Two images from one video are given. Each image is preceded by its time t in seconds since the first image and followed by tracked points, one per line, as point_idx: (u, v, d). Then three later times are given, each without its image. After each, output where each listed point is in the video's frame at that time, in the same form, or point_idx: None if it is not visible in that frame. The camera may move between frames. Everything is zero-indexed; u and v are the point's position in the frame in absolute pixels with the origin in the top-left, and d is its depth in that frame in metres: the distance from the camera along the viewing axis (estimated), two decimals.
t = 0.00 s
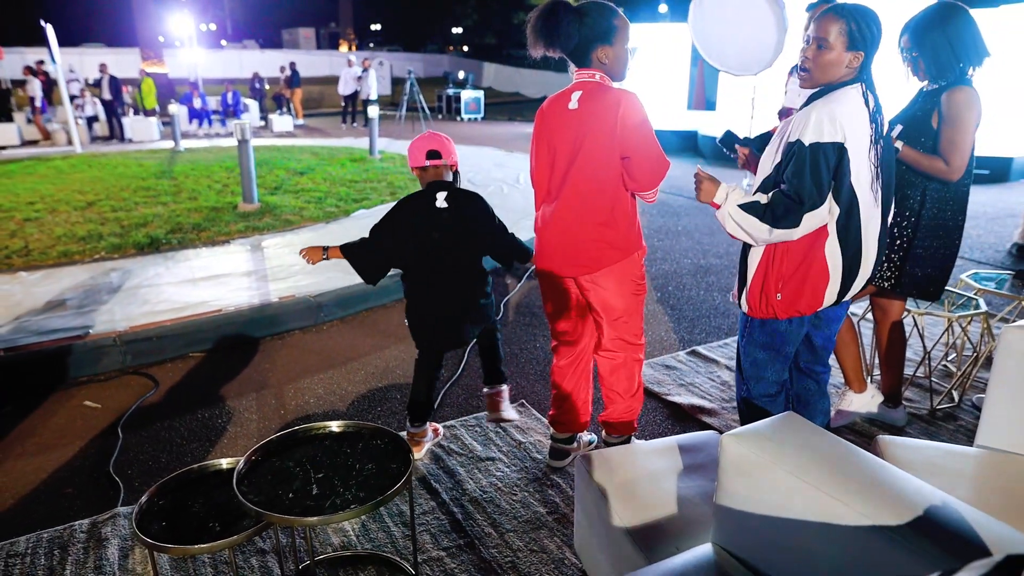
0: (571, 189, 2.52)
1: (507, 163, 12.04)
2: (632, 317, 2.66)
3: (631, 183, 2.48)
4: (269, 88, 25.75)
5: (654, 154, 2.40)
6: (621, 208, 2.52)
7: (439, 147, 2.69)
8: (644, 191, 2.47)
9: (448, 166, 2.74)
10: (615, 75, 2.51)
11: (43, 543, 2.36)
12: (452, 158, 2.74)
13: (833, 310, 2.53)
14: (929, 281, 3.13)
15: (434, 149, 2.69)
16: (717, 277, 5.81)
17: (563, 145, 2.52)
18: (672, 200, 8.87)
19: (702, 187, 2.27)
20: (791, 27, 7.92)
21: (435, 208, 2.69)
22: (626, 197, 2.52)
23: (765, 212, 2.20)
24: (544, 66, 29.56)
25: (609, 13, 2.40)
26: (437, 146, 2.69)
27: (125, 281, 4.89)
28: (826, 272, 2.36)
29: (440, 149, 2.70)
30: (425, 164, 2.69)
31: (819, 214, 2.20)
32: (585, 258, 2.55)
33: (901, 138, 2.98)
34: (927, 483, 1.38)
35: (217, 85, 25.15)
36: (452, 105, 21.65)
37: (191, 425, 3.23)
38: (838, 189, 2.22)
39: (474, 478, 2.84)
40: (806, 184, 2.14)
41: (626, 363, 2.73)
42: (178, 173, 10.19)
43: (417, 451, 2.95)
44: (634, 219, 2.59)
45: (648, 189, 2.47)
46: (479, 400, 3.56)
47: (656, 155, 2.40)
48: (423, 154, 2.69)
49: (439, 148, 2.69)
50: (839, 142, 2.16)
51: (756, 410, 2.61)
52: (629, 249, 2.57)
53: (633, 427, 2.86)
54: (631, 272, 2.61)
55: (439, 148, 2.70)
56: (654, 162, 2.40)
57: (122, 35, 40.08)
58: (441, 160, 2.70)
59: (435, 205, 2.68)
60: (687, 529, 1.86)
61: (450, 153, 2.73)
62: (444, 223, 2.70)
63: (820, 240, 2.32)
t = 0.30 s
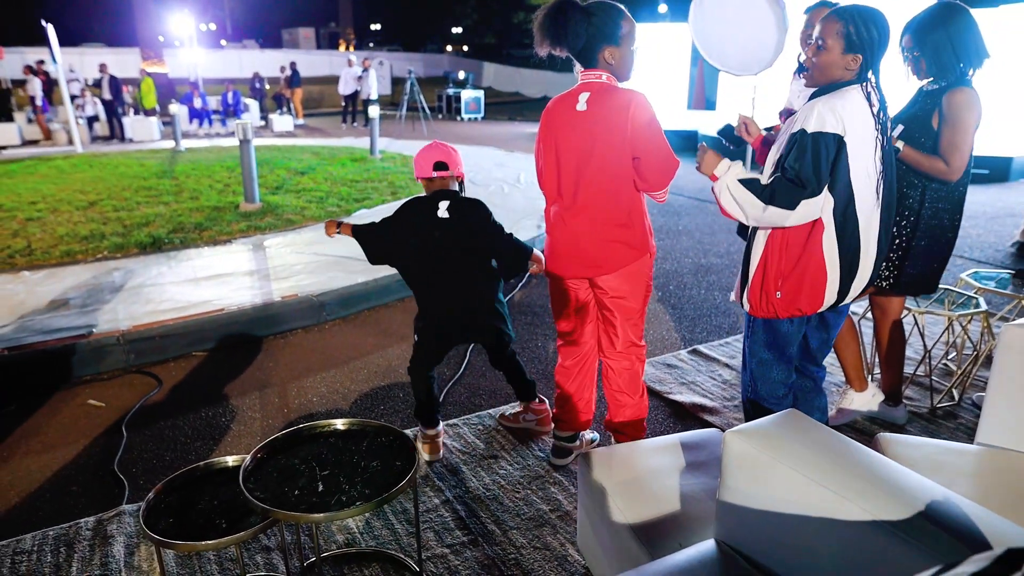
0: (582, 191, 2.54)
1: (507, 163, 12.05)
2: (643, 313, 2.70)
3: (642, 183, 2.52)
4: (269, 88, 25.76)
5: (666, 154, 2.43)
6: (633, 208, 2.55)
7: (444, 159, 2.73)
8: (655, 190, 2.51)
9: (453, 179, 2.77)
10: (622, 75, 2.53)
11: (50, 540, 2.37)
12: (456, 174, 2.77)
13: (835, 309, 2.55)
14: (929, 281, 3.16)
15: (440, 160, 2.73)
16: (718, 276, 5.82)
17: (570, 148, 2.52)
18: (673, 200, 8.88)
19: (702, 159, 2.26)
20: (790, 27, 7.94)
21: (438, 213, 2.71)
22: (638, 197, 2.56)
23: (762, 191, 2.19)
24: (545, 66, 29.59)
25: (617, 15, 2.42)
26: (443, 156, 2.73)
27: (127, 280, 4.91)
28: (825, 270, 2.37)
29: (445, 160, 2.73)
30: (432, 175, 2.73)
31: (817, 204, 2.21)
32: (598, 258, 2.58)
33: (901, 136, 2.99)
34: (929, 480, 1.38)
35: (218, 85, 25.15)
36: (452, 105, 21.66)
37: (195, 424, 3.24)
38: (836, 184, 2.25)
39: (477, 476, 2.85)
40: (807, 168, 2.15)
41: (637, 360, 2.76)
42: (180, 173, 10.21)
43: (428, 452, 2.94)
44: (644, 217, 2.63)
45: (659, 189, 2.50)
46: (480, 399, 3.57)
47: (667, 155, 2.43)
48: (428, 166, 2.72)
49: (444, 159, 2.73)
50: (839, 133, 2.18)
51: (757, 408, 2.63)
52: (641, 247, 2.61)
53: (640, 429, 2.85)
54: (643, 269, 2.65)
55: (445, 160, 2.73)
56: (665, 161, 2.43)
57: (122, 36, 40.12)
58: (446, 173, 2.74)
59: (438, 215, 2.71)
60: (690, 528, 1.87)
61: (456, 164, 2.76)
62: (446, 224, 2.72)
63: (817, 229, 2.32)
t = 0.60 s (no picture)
0: (603, 191, 2.54)
1: (507, 163, 12.06)
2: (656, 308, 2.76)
3: (659, 180, 2.58)
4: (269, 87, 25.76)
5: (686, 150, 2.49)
6: (655, 206, 2.59)
7: (447, 160, 2.75)
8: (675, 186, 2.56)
9: (455, 178, 2.78)
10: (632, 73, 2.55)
11: (53, 538, 2.38)
12: (456, 174, 2.77)
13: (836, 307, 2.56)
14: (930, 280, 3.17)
15: (442, 161, 2.74)
16: (718, 275, 5.84)
17: (589, 147, 2.52)
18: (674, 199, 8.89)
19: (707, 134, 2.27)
20: (791, 27, 7.96)
21: (445, 212, 2.72)
22: (656, 196, 2.61)
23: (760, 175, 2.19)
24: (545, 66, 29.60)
25: (632, 13, 2.44)
26: (445, 157, 2.74)
27: (129, 279, 4.92)
28: (827, 267, 2.38)
29: (448, 162, 2.75)
30: (433, 176, 2.74)
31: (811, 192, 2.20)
32: (618, 258, 2.60)
33: (902, 137, 2.99)
34: (930, 476, 1.39)
35: (218, 84, 25.16)
36: (452, 105, 21.67)
37: (198, 423, 3.25)
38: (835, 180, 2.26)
39: (479, 475, 2.86)
40: (799, 157, 2.17)
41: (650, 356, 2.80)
42: (181, 172, 10.23)
43: (429, 450, 2.95)
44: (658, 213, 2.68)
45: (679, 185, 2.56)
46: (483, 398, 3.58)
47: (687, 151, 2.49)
48: (430, 168, 2.74)
49: (444, 159, 2.74)
50: (834, 129, 2.18)
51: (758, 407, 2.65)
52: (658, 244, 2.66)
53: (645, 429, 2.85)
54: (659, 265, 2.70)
55: (447, 161, 2.75)
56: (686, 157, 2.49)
57: (123, 35, 40.15)
58: (448, 173, 2.75)
59: (445, 212, 2.72)
60: (693, 525, 1.88)
61: (457, 165, 2.78)
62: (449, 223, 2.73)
63: (819, 221, 2.33)
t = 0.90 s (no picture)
0: (626, 190, 2.54)
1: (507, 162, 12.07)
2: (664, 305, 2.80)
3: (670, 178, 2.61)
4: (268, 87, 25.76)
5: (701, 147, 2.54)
6: (670, 205, 2.63)
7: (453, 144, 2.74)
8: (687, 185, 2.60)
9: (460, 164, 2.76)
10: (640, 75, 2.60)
11: (55, 537, 2.39)
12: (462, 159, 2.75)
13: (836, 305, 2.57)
14: (930, 279, 3.17)
15: (450, 146, 2.73)
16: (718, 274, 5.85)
17: (610, 147, 2.50)
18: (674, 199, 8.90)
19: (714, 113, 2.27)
20: (790, 26, 7.97)
21: (449, 200, 2.73)
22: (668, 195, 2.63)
23: (745, 161, 2.20)
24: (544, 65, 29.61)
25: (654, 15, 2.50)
26: (452, 142, 2.73)
27: (129, 279, 4.93)
28: (826, 262, 2.37)
29: (454, 147, 2.74)
30: (439, 162, 2.74)
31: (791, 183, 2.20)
32: (638, 257, 2.61)
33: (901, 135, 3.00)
34: (930, 474, 1.40)
35: (218, 84, 25.15)
36: (451, 104, 21.67)
37: (198, 422, 3.25)
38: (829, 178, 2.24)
39: (480, 474, 2.86)
40: (778, 148, 2.18)
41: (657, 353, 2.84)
42: (181, 172, 10.23)
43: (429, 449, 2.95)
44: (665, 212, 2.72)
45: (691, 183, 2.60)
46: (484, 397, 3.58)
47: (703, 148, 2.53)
48: (439, 152, 2.73)
49: (451, 143, 2.73)
50: (824, 122, 2.17)
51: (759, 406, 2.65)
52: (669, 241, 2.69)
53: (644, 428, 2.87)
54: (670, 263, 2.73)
55: (453, 145, 2.74)
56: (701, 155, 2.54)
57: (122, 35, 40.15)
58: (456, 159, 2.74)
59: (449, 199, 2.73)
60: (693, 523, 1.88)
61: (464, 152, 2.77)
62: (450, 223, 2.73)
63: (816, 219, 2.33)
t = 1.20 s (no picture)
0: (642, 192, 2.55)
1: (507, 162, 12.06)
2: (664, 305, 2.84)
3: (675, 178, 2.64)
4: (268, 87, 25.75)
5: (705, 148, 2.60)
6: (677, 206, 2.67)
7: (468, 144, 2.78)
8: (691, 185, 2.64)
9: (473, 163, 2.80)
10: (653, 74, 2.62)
11: (57, 536, 2.39)
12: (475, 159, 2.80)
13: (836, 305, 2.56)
14: (929, 279, 3.18)
15: (463, 144, 2.77)
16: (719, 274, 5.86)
17: (626, 145, 2.50)
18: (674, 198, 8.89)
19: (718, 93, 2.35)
20: (791, 26, 7.97)
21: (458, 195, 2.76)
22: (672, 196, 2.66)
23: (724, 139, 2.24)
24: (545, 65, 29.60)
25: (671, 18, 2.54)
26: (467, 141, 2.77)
27: (130, 279, 4.93)
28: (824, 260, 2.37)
29: (468, 146, 2.77)
30: (452, 158, 2.78)
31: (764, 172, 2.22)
32: (651, 258, 2.63)
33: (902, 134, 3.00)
34: (929, 473, 1.40)
35: (218, 84, 25.15)
36: (452, 104, 21.66)
37: (199, 421, 3.25)
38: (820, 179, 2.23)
39: (480, 473, 2.86)
40: (756, 133, 2.20)
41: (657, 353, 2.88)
42: (182, 172, 10.23)
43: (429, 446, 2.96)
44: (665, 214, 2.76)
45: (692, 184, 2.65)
46: (486, 397, 3.58)
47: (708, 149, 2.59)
48: (452, 149, 2.76)
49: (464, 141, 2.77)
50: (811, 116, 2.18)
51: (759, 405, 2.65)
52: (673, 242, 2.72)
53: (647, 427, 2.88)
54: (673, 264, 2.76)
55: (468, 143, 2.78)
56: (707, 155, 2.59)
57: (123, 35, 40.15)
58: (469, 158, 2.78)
59: (457, 192, 2.76)
60: (695, 521, 1.89)
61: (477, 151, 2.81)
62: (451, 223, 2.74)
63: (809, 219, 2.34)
